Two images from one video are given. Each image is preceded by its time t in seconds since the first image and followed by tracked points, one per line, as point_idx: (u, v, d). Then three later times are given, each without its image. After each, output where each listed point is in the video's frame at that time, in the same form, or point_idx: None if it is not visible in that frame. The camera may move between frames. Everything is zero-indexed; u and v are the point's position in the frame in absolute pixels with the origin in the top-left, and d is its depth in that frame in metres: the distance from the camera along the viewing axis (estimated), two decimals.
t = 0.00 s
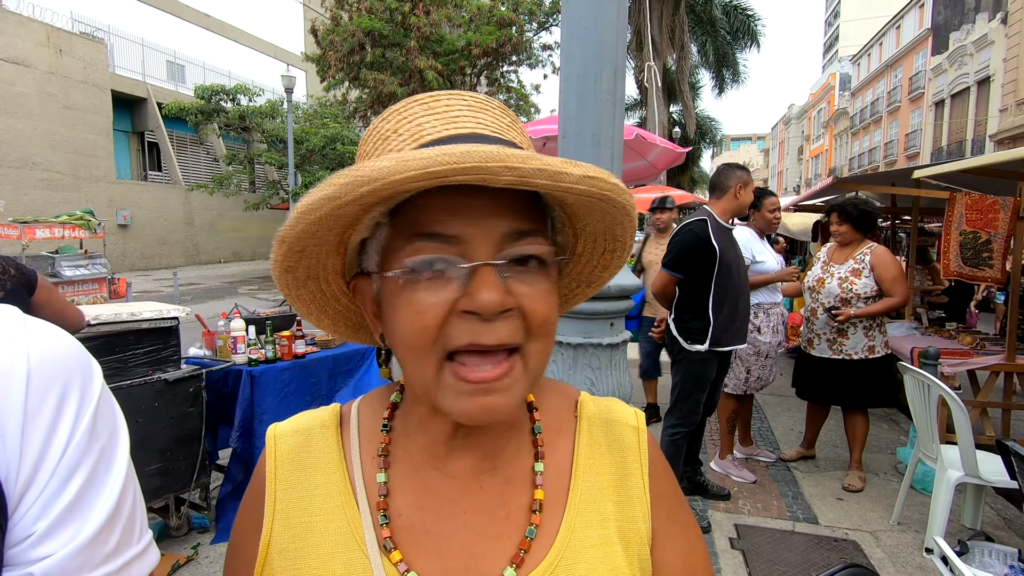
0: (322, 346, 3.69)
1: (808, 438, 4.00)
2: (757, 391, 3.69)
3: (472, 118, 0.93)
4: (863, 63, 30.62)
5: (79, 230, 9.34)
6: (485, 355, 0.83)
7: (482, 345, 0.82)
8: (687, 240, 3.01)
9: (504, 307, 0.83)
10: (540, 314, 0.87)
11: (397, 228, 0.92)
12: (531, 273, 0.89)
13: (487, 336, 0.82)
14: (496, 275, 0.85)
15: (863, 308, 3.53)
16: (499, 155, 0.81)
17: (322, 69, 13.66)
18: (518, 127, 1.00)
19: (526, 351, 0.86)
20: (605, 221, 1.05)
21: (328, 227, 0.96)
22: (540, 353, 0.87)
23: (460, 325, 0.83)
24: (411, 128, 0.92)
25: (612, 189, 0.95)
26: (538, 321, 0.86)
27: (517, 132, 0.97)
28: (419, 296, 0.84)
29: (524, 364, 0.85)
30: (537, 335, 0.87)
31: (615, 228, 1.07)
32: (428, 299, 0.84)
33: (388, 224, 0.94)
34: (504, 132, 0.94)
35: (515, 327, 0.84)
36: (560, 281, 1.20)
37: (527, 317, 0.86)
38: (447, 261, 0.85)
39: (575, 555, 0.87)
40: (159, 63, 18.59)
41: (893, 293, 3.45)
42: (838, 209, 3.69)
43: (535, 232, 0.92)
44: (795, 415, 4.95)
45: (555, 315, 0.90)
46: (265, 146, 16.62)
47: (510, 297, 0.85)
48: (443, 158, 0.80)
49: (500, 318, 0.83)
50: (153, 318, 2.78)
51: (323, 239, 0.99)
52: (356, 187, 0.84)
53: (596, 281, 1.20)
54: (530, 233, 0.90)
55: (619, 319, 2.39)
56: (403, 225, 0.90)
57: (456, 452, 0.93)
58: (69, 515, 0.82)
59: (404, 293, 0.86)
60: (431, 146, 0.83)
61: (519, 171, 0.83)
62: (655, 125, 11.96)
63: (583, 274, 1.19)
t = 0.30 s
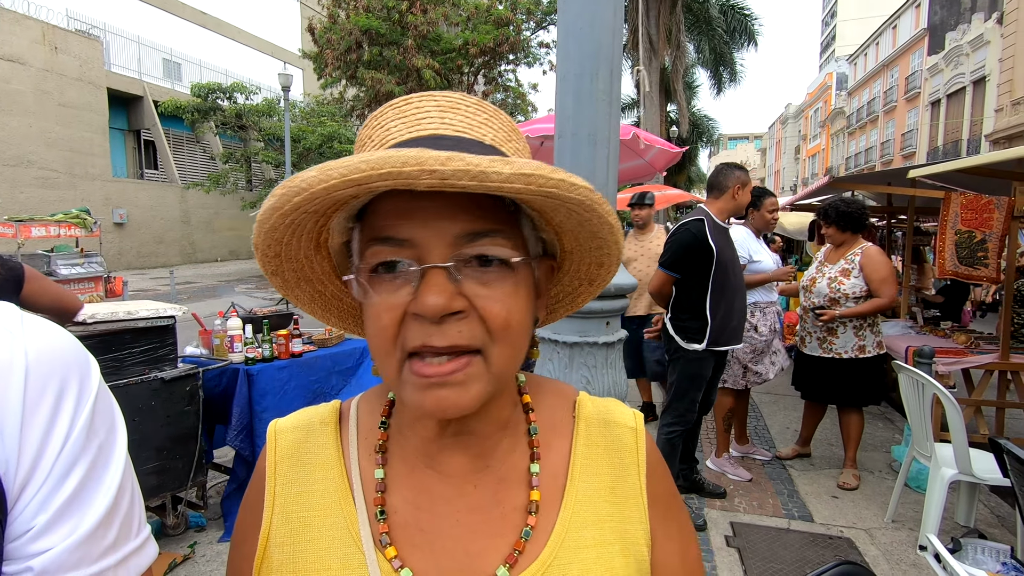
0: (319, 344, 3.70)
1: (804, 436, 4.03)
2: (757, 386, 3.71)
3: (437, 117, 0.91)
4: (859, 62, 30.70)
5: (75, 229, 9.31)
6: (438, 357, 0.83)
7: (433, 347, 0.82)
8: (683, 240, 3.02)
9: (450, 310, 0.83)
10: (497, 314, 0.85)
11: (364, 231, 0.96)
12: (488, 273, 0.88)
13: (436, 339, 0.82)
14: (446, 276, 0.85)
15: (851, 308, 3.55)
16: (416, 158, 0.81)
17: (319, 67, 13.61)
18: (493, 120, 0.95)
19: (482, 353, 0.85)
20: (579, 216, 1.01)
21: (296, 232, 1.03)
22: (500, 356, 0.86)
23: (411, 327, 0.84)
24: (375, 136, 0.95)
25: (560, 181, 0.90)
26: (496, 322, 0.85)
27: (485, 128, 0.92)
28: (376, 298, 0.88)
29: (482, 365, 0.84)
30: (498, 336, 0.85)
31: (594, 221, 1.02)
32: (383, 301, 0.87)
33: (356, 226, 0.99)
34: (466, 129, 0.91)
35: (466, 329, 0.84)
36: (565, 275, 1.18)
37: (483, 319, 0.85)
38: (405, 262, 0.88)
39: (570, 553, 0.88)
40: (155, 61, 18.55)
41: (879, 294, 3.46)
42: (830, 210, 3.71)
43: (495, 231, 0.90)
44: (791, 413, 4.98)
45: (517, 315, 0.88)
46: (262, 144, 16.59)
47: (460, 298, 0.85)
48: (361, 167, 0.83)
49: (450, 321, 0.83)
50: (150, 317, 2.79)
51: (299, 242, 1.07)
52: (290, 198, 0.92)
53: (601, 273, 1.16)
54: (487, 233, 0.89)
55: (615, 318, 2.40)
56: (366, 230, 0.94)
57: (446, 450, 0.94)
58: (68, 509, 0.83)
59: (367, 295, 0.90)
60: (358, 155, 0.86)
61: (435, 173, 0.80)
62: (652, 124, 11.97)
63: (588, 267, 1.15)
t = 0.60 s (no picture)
0: (314, 345, 3.69)
1: (798, 437, 4.05)
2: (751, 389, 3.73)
3: (425, 123, 0.92)
4: (853, 65, 30.88)
5: (69, 229, 9.26)
6: (443, 360, 0.84)
7: (439, 346, 0.83)
8: (682, 242, 3.03)
9: (456, 309, 0.84)
10: (501, 310, 0.87)
11: (359, 238, 0.96)
12: (488, 272, 0.88)
13: (442, 339, 0.84)
14: (451, 277, 0.86)
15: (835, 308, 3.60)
16: (423, 162, 0.81)
17: (314, 67, 13.58)
18: (476, 125, 0.96)
19: (486, 350, 0.87)
20: (571, 210, 1.02)
21: (292, 242, 1.03)
22: (506, 351, 0.88)
23: (418, 329, 0.85)
24: (363, 140, 0.95)
25: (559, 178, 0.91)
26: (499, 318, 0.87)
27: (472, 131, 0.94)
28: (377, 304, 0.87)
29: (489, 363, 0.86)
30: (501, 333, 0.87)
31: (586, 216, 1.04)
32: (385, 306, 0.86)
33: (351, 234, 0.99)
34: (457, 133, 0.91)
35: (470, 327, 0.85)
36: (550, 273, 1.18)
37: (486, 316, 0.87)
38: (405, 266, 0.87)
39: (563, 550, 0.88)
40: (150, 61, 18.50)
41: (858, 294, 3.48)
42: (822, 212, 3.73)
43: (492, 230, 0.91)
44: (786, 414, 5.00)
45: (518, 311, 0.90)
46: (257, 145, 16.56)
47: (464, 297, 0.86)
48: (361, 174, 0.83)
49: (457, 319, 0.85)
50: (144, 318, 2.72)
51: (292, 252, 1.07)
52: (289, 208, 0.91)
53: (587, 268, 1.16)
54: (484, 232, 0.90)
55: (610, 320, 2.41)
56: (360, 237, 0.94)
57: (440, 449, 0.94)
58: (62, 509, 0.83)
59: (363, 304, 0.90)
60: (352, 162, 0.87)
61: (440, 175, 0.81)
62: (648, 126, 12.01)
63: (572, 263, 1.16)
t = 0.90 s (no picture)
0: (310, 347, 3.68)
1: (794, 437, 4.06)
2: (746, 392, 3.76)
3: (378, 131, 0.91)
4: (848, 68, 31.04)
5: (63, 230, 9.21)
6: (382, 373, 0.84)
7: (375, 363, 0.83)
8: (674, 244, 3.04)
9: (387, 328, 0.83)
10: (443, 327, 0.85)
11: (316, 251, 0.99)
12: (430, 285, 0.87)
13: (377, 356, 0.83)
14: (386, 293, 0.85)
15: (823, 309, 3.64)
16: (322, 190, 0.83)
17: (311, 68, 13.57)
18: (439, 125, 0.93)
19: (432, 365, 0.84)
20: (523, 219, 0.97)
21: (250, 256, 1.08)
22: (451, 369, 0.85)
23: (357, 344, 0.86)
24: (324, 153, 0.97)
25: (479, 193, 0.86)
26: (440, 335, 0.85)
27: (427, 135, 0.91)
28: (325, 317, 0.90)
29: (432, 377, 0.84)
30: (443, 350, 0.85)
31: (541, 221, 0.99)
32: (332, 320, 0.89)
33: (309, 246, 1.02)
34: (403, 140, 0.90)
35: (409, 345, 0.84)
36: (540, 274, 1.16)
37: (428, 332, 0.85)
38: (349, 282, 0.88)
39: (557, 558, 0.89)
40: (146, 62, 18.49)
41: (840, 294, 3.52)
42: (816, 215, 3.75)
43: (433, 244, 0.89)
44: (781, 415, 5.02)
45: (462, 327, 0.87)
46: (254, 146, 16.54)
47: (402, 314, 0.85)
48: (272, 201, 0.88)
49: (394, 335, 0.84)
50: (139, 318, 2.73)
51: (261, 264, 1.12)
52: (223, 233, 0.97)
53: (575, 268, 1.14)
54: (424, 247, 0.88)
55: (606, 321, 2.40)
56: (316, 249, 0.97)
57: (427, 456, 0.94)
58: (56, 509, 0.83)
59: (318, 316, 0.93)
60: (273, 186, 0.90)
61: (339, 203, 0.82)
62: (644, 128, 12.05)
63: (559, 264, 1.13)
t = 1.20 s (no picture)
0: (307, 349, 3.68)
1: (790, 439, 4.07)
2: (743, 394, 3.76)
3: (384, 135, 0.91)
4: (844, 71, 31.16)
5: (59, 231, 9.17)
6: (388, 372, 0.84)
7: (377, 363, 0.83)
8: (669, 245, 3.05)
9: (391, 328, 0.84)
10: (445, 328, 0.85)
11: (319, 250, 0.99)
12: (433, 287, 0.87)
13: (381, 354, 0.84)
14: (390, 294, 0.86)
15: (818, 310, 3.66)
16: (334, 190, 0.83)
17: (308, 70, 13.56)
18: (443, 130, 0.94)
19: (432, 366, 0.85)
20: (523, 224, 0.98)
21: (253, 255, 1.08)
22: (451, 371, 0.85)
23: (360, 345, 0.86)
24: (329, 155, 0.97)
25: (486, 196, 0.86)
26: (443, 335, 0.85)
27: (432, 140, 0.92)
28: (328, 317, 0.90)
29: (432, 379, 0.84)
30: (444, 350, 0.85)
31: (542, 226, 1.00)
32: (333, 319, 0.89)
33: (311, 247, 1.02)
34: (410, 143, 0.90)
35: (411, 344, 0.85)
36: (536, 280, 1.17)
37: (429, 334, 0.85)
38: (353, 282, 0.89)
39: (554, 560, 0.89)
40: (143, 63, 18.47)
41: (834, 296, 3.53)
42: (809, 217, 3.77)
43: (437, 246, 0.89)
44: (777, 417, 5.03)
45: (464, 329, 0.87)
46: (251, 147, 16.51)
47: (405, 314, 0.85)
48: (282, 198, 0.88)
49: (396, 336, 0.84)
50: (135, 321, 2.75)
51: (263, 263, 1.12)
52: (230, 230, 0.97)
53: (571, 275, 1.15)
54: (428, 248, 0.88)
55: (602, 323, 2.41)
56: (319, 249, 0.97)
57: (421, 459, 0.94)
58: (52, 512, 0.83)
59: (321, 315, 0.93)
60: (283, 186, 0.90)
61: (350, 202, 0.82)
62: (641, 130, 12.08)
63: (556, 269, 1.13)
